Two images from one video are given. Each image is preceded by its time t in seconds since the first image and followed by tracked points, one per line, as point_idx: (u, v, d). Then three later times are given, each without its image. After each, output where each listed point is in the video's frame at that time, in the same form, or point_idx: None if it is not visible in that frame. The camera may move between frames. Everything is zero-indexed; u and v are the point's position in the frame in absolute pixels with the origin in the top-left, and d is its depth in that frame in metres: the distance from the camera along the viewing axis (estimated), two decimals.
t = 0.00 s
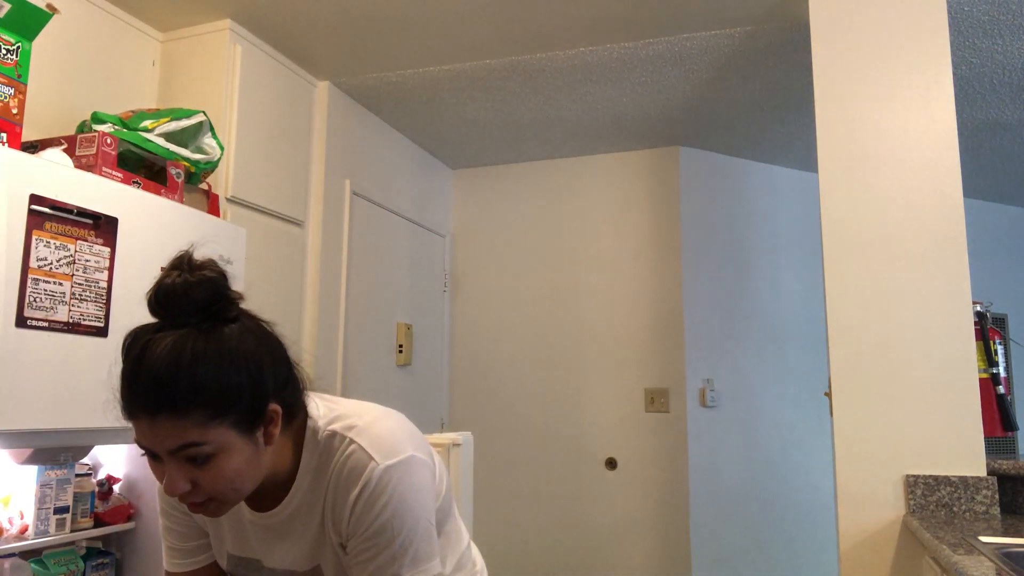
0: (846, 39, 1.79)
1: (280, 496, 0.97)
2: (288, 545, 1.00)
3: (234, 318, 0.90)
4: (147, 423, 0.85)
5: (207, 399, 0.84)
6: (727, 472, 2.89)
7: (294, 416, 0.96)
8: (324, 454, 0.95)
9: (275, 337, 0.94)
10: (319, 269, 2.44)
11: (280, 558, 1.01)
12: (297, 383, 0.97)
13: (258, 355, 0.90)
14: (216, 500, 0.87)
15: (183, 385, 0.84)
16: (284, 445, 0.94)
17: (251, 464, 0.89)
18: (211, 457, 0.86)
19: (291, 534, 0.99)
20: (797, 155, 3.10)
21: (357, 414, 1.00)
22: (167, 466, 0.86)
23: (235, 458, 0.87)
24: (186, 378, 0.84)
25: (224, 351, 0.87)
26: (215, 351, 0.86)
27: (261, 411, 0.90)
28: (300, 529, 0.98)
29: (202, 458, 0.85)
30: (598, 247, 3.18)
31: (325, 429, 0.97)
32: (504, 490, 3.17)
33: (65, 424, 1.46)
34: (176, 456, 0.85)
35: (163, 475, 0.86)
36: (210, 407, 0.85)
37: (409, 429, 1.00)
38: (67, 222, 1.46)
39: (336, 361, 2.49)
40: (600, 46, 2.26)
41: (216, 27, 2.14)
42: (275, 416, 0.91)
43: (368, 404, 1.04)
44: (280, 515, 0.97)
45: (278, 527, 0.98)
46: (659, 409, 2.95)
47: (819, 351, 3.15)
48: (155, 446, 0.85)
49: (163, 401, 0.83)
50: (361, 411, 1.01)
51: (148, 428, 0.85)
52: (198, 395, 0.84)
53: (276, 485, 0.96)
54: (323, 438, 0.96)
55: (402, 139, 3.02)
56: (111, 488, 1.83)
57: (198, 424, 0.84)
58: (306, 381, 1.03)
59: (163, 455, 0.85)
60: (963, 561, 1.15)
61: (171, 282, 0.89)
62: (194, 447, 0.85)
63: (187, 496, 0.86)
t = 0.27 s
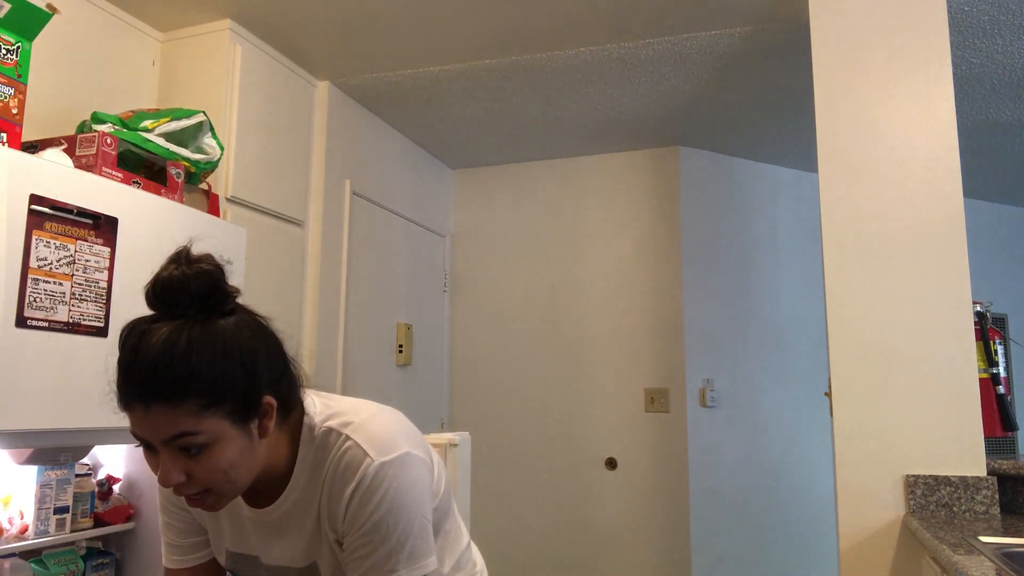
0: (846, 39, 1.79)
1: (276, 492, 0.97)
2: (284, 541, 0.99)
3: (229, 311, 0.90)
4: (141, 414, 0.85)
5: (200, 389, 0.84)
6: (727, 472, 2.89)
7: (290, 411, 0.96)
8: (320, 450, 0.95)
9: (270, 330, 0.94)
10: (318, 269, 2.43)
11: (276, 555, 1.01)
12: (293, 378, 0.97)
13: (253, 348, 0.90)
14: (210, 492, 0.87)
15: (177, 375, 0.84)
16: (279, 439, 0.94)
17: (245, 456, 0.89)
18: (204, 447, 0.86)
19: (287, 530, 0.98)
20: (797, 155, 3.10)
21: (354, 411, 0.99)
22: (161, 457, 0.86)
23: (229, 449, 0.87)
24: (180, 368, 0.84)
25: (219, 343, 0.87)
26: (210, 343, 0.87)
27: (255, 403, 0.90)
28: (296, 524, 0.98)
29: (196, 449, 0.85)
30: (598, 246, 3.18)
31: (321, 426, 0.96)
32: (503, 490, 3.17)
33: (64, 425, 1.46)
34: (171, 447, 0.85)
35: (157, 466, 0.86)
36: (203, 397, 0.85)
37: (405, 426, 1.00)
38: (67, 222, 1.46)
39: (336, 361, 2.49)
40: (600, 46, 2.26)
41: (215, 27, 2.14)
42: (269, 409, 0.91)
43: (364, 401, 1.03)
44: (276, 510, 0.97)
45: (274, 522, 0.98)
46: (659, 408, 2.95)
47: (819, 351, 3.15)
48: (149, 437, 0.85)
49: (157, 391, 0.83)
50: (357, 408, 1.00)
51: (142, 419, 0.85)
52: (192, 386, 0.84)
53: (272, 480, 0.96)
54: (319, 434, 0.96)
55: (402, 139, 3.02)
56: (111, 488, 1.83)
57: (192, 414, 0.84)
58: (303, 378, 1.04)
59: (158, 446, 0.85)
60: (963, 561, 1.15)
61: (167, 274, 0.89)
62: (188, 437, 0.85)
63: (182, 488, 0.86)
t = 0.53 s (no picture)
0: (846, 39, 1.79)
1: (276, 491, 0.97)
2: (283, 541, 0.99)
3: (230, 304, 0.91)
4: (140, 408, 0.85)
5: (201, 383, 0.85)
6: (727, 472, 2.89)
7: (288, 410, 0.96)
8: (319, 449, 0.95)
9: (270, 327, 0.94)
10: (318, 269, 2.43)
11: (275, 554, 1.00)
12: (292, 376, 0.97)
13: (254, 343, 0.91)
14: (207, 488, 0.87)
15: (178, 368, 0.84)
16: (277, 437, 0.94)
17: (242, 451, 0.88)
18: (203, 442, 0.85)
19: (286, 529, 0.98)
20: (797, 155, 3.10)
21: (354, 411, 0.99)
22: (159, 450, 0.85)
23: (226, 444, 0.87)
24: (182, 361, 0.84)
25: (219, 336, 0.87)
26: (210, 337, 0.87)
27: (254, 399, 0.90)
28: (295, 524, 0.98)
29: (194, 443, 0.85)
30: (598, 246, 3.18)
31: (320, 426, 0.97)
32: (503, 490, 3.17)
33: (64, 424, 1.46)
34: (169, 440, 0.85)
35: (154, 459, 0.86)
36: (203, 391, 0.85)
37: (404, 426, 1.00)
38: (67, 222, 1.46)
39: (336, 361, 2.49)
40: (600, 46, 2.26)
41: (215, 27, 2.14)
42: (268, 405, 0.91)
43: (364, 401, 1.03)
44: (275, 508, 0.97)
45: (273, 521, 0.98)
46: (659, 408, 2.95)
47: (819, 351, 3.15)
48: (147, 431, 0.85)
49: (157, 384, 0.84)
50: (357, 408, 1.00)
51: (141, 412, 0.85)
52: (191, 380, 0.84)
53: (271, 479, 0.96)
54: (318, 434, 0.96)
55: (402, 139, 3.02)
56: (111, 488, 1.83)
57: (191, 408, 0.84)
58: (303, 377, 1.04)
59: (155, 441, 0.85)
60: (963, 561, 1.15)
61: (170, 267, 0.89)
62: (187, 431, 0.84)
63: (178, 483, 0.86)
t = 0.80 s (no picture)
0: (845, 39, 1.79)
1: (277, 483, 0.97)
2: (281, 535, 0.98)
3: (245, 289, 0.91)
4: (149, 388, 0.84)
5: (213, 366, 0.85)
6: (727, 472, 2.89)
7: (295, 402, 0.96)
8: (320, 443, 0.95)
9: (283, 315, 0.95)
10: (318, 269, 2.43)
11: (272, 550, 0.99)
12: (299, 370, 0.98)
13: (266, 329, 0.91)
14: (211, 473, 0.86)
15: (191, 349, 0.84)
16: (281, 428, 0.94)
17: (250, 438, 0.88)
18: (211, 426, 0.85)
19: (285, 523, 0.98)
20: (797, 155, 3.10)
21: (356, 407, 0.99)
22: (165, 433, 0.84)
23: (235, 429, 0.86)
24: (196, 342, 0.84)
25: (233, 320, 0.88)
26: (224, 320, 0.87)
27: (264, 386, 0.90)
28: (294, 518, 0.97)
29: (202, 426, 0.85)
30: (598, 246, 3.18)
31: (322, 419, 0.96)
32: (503, 490, 3.16)
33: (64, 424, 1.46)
34: (177, 422, 0.84)
35: (159, 443, 0.85)
36: (215, 374, 0.85)
37: (406, 424, 0.99)
38: (67, 222, 1.46)
39: (336, 361, 2.49)
40: (600, 46, 2.26)
41: (215, 27, 2.14)
42: (276, 394, 0.91)
43: (367, 398, 1.03)
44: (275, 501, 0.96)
45: (272, 515, 0.97)
46: (659, 409, 2.95)
47: (819, 351, 3.15)
48: (155, 412, 0.85)
49: (169, 363, 0.83)
50: (359, 404, 1.00)
51: (150, 393, 0.84)
52: (204, 362, 0.84)
53: (273, 471, 0.96)
54: (320, 428, 0.95)
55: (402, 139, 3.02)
56: (111, 488, 1.83)
57: (202, 390, 0.84)
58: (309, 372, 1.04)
59: (163, 422, 0.84)
60: (963, 561, 1.15)
61: (187, 249, 0.89)
62: (197, 414, 0.84)
63: (182, 467, 0.84)
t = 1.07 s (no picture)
0: (846, 39, 1.79)
1: (277, 484, 0.97)
2: (276, 537, 0.98)
3: (262, 281, 0.92)
4: (159, 373, 0.83)
5: (226, 355, 0.85)
6: (727, 471, 2.90)
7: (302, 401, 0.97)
8: (321, 445, 0.95)
9: (297, 309, 0.96)
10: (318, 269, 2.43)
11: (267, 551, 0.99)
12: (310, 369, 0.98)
13: (280, 323, 0.92)
14: (214, 464, 0.85)
15: (205, 337, 0.84)
16: (284, 428, 0.94)
17: (257, 432, 0.87)
18: (219, 416, 0.84)
19: (284, 524, 0.97)
20: (797, 155, 3.10)
21: (360, 409, 0.99)
22: (170, 422, 0.83)
23: (243, 421, 0.86)
24: (210, 330, 0.84)
25: (250, 311, 0.88)
26: (241, 309, 0.87)
27: (275, 381, 0.90)
28: (292, 518, 0.96)
29: (210, 416, 0.84)
30: (598, 246, 3.18)
31: (324, 421, 0.96)
32: (503, 490, 3.16)
33: (64, 425, 1.46)
34: (183, 411, 0.83)
35: (163, 432, 0.84)
36: (228, 363, 0.84)
37: (409, 429, 0.99)
38: (67, 222, 1.46)
39: (336, 360, 2.49)
40: (600, 46, 2.26)
41: (215, 27, 2.14)
42: (285, 390, 0.92)
43: (371, 400, 1.03)
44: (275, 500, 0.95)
45: (271, 516, 0.97)
46: (659, 409, 2.95)
47: (819, 350, 3.15)
48: (163, 398, 0.84)
49: (182, 349, 0.83)
50: (362, 405, 1.00)
51: (159, 378, 0.83)
52: (219, 350, 0.84)
53: (274, 472, 0.95)
54: (322, 430, 0.95)
55: (402, 139, 3.02)
56: (111, 488, 1.83)
57: (214, 378, 0.84)
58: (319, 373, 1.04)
59: (170, 409, 0.83)
60: (963, 561, 1.15)
61: (207, 236, 0.89)
62: (205, 403, 0.83)
63: (185, 457, 0.83)
